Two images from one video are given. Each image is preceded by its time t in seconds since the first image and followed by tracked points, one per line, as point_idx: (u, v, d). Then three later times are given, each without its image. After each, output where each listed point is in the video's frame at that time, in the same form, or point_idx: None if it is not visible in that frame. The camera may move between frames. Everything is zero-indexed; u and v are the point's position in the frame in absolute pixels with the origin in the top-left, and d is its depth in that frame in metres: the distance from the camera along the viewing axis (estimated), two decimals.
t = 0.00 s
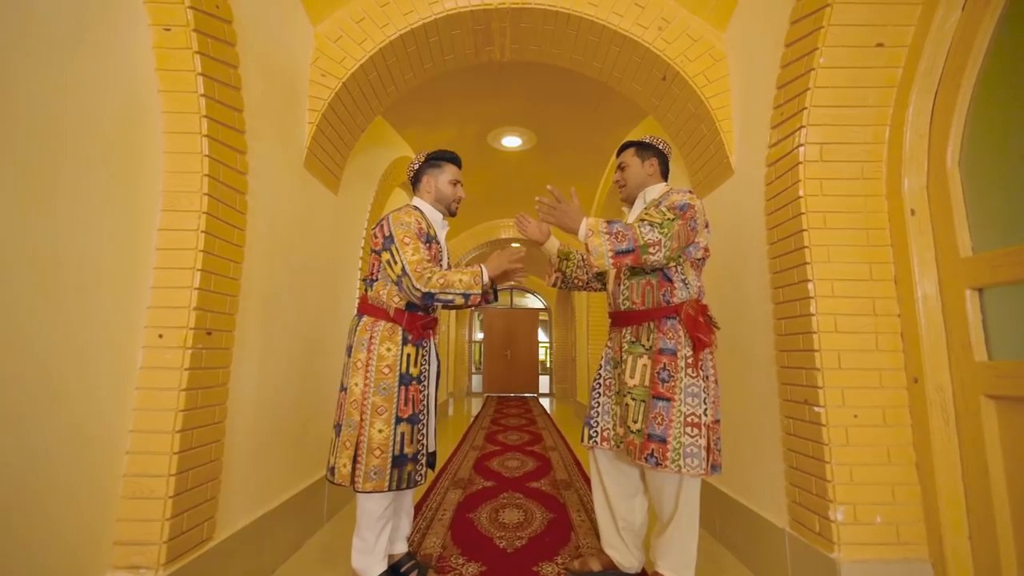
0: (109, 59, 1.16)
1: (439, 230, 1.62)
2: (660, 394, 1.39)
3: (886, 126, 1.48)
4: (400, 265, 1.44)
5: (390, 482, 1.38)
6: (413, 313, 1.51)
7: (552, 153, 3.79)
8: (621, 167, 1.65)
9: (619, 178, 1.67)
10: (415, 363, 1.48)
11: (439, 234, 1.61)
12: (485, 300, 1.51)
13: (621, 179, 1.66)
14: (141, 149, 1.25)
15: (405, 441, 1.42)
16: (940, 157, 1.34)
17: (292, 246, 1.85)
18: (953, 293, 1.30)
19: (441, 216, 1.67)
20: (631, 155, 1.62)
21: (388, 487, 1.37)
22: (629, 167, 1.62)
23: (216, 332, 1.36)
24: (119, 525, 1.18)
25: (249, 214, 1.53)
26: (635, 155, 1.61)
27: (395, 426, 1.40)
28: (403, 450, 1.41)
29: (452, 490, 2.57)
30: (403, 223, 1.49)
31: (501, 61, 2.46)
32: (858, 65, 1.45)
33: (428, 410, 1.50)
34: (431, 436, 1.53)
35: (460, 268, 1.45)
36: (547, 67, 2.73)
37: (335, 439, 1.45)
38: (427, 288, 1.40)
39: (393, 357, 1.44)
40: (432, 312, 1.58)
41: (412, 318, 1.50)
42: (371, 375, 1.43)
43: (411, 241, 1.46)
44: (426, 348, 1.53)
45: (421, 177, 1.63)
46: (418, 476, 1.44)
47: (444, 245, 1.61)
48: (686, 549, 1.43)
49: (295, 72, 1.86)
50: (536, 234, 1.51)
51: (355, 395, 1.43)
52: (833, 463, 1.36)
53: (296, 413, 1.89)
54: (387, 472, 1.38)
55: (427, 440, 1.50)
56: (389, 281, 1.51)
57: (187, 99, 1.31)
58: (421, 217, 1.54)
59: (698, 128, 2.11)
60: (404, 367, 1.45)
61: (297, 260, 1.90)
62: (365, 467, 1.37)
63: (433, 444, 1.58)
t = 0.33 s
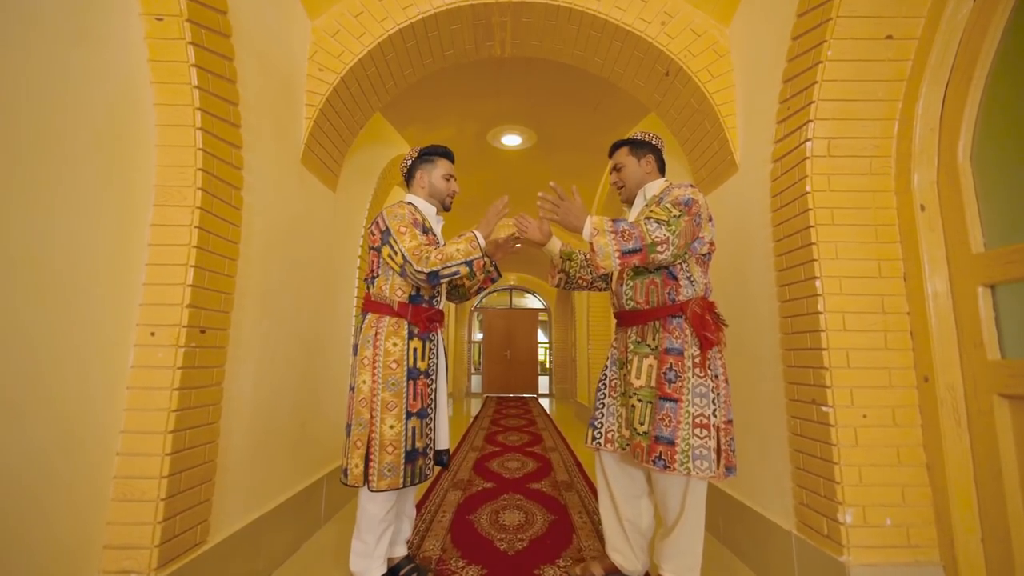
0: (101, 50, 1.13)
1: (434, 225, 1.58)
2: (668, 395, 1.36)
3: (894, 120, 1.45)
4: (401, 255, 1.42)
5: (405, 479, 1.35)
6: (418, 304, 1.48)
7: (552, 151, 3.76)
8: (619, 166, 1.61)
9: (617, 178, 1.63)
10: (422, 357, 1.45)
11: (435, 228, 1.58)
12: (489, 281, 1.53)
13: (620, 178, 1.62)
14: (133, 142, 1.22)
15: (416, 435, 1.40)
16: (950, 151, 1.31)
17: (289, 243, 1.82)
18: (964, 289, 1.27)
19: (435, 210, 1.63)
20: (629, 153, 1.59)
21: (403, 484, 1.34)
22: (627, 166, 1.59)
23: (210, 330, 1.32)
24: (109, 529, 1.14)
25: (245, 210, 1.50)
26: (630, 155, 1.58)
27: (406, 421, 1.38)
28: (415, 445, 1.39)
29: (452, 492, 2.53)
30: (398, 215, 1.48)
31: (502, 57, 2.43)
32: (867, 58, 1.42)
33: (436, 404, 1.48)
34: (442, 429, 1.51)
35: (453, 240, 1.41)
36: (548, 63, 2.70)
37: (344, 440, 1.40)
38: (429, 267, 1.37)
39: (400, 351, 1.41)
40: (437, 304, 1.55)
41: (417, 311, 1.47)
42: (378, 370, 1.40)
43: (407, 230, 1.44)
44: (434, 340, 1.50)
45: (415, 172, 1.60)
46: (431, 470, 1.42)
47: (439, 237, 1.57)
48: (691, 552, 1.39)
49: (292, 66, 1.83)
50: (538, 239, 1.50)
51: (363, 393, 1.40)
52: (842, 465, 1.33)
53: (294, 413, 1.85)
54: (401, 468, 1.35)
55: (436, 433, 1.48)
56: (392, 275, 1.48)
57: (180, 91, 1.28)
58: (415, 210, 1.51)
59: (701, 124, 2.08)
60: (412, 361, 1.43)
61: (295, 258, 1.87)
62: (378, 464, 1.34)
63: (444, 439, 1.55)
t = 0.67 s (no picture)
0: (100, 43, 1.13)
1: (436, 222, 1.58)
2: (671, 390, 1.36)
3: (891, 116, 1.46)
4: (400, 251, 1.42)
5: (399, 474, 1.34)
6: (417, 300, 1.48)
7: (551, 150, 3.77)
8: (618, 159, 1.61)
9: (614, 171, 1.64)
10: (420, 354, 1.45)
11: (436, 225, 1.58)
12: (489, 275, 1.59)
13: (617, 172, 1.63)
14: (132, 136, 1.22)
15: (412, 432, 1.39)
16: (946, 146, 1.32)
17: (289, 240, 1.82)
18: (960, 284, 1.28)
19: (436, 208, 1.63)
20: (629, 147, 1.59)
21: (398, 480, 1.34)
22: (626, 161, 1.59)
23: (209, 325, 1.32)
24: (107, 523, 1.14)
25: (244, 206, 1.50)
26: (629, 150, 1.59)
27: (403, 417, 1.37)
28: (411, 441, 1.38)
29: (450, 490, 2.53)
30: (398, 212, 1.48)
31: (501, 54, 2.43)
32: (864, 54, 1.43)
33: (435, 401, 1.47)
34: (440, 428, 1.50)
35: (450, 236, 1.41)
36: (547, 61, 2.70)
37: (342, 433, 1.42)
38: (427, 263, 1.37)
39: (398, 347, 1.42)
40: (438, 302, 1.54)
41: (416, 308, 1.47)
42: (377, 366, 1.40)
43: (407, 227, 1.44)
44: (433, 337, 1.50)
45: (418, 169, 1.60)
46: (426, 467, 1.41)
47: (439, 234, 1.57)
48: (690, 546, 1.40)
49: (291, 63, 1.83)
50: (534, 237, 1.52)
51: (362, 388, 1.41)
52: (839, 459, 1.34)
53: (293, 410, 1.85)
54: (396, 463, 1.34)
55: (434, 431, 1.47)
56: (391, 271, 1.48)
57: (179, 85, 1.28)
58: (415, 207, 1.51)
59: (699, 122, 2.09)
60: (410, 357, 1.42)
61: (293, 254, 1.86)
62: (374, 459, 1.34)
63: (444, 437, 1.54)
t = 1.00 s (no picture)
0: (97, 41, 1.13)
1: (437, 224, 1.58)
2: (669, 389, 1.37)
3: (884, 118, 1.48)
4: (398, 253, 1.43)
5: (389, 474, 1.34)
6: (413, 302, 1.48)
7: (549, 150, 3.78)
8: (618, 158, 1.61)
9: (614, 170, 1.63)
10: (414, 355, 1.45)
11: (438, 227, 1.58)
12: (489, 279, 1.66)
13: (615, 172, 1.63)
14: (129, 134, 1.22)
15: (404, 433, 1.39)
16: (938, 148, 1.34)
17: (285, 239, 1.82)
18: (951, 284, 1.30)
19: (439, 209, 1.63)
20: (628, 146, 1.60)
21: (388, 480, 1.34)
22: (626, 160, 1.60)
23: (206, 323, 1.32)
24: (102, 521, 1.14)
25: (240, 204, 1.50)
26: (627, 148, 1.60)
27: (394, 417, 1.38)
28: (402, 442, 1.38)
29: (447, 489, 2.53)
30: (399, 213, 1.48)
31: (498, 54, 2.44)
32: (857, 56, 1.45)
33: (427, 401, 1.47)
34: (431, 430, 1.51)
35: (447, 240, 1.41)
36: (545, 62, 2.71)
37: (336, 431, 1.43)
38: (423, 268, 1.38)
39: (392, 347, 1.42)
40: (433, 303, 1.54)
41: (411, 309, 1.47)
42: (370, 366, 1.41)
43: (406, 229, 1.44)
44: (427, 339, 1.50)
45: (422, 170, 1.61)
46: (417, 468, 1.41)
47: (439, 236, 1.57)
48: (685, 543, 1.41)
49: (288, 62, 1.83)
50: (529, 236, 1.53)
51: (355, 386, 1.42)
52: (831, 457, 1.35)
53: (289, 409, 1.85)
54: (386, 463, 1.35)
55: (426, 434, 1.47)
56: (389, 272, 1.49)
57: (176, 84, 1.28)
58: (416, 208, 1.51)
59: (694, 123, 2.10)
60: (404, 358, 1.43)
61: (290, 253, 1.86)
62: (364, 458, 1.34)
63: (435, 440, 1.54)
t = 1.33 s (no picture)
0: (104, 44, 1.15)
1: (438, 224, 1.61)
2: (669, 388, 1.40)
3: (879, 121, 1.51)
4: (394, 253, 1.45)
5: (384, 473, 1.36)
6: (410, 303, 1.49)
7: (548, 151, 3.80)
8: (618, 158, 1.64)
9: (614, 169, 1.66)
10: (410, 354, 1.46)
11: (439, 228, 1.60)
12: (492, 283, 1.70)
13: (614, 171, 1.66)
14: (134, 134, 1.23)
15: (399, 432, 1.39)
16: (931, 151, 1.36)
17: (289, 239, 1.84)
18: (944, 283, 1.32)
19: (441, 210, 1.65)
20: (628, 146, 1.63)
21: (382, 478, 1.35)
22: (625, 159, 1.62)
23: (212, 323, 1.34)
24: (111, 517, 1.16)
25: (245, 205, 1.52)
26: (628, 148, 1.62)
27: (390, 416, 1.39)
28: (397, 441, 1.39)
29: (447, 487, 2.55)
30: (398, 213, 1.50)
31: (498, 57, 2.46)
32: (853, 60, 1.48)
33: (423, 400, 1.47)
34: (426, 430, 1.50)
35: (444, 243, 1.43)
36: (544, 64, 2.74)
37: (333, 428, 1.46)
38: (417, 269, 1.39)
39: (387, 346, 1.43)
40: (430, 304, 1.55)
41: (408, 309, 1.48)
42: (365, 365, 1.43)
43: (404, 229, 1.46)
44: (424, 339, 1.50)
45: (424, 171, 1.64)
46: (413, 468, 1.41)
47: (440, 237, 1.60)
48: (685, 538, 1.43)
49: (291, 64, 1.85)
50: (534, 239, 1.59)
51: (351, 385, 1.44)
52: (827, 453, 1.37)
53: (292, 407, 1.87)
54: (381, 462, 1.36)
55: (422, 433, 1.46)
56: (387, 272, 1.51)
57: (183, 87, 1.30)
58: (416, 209, 1.53)
59: (692, 125, 2.13)
60: (399, 357, 1.44)
61: (293, 253, 1.88)
62: (359, 456, 1.36)
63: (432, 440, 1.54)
